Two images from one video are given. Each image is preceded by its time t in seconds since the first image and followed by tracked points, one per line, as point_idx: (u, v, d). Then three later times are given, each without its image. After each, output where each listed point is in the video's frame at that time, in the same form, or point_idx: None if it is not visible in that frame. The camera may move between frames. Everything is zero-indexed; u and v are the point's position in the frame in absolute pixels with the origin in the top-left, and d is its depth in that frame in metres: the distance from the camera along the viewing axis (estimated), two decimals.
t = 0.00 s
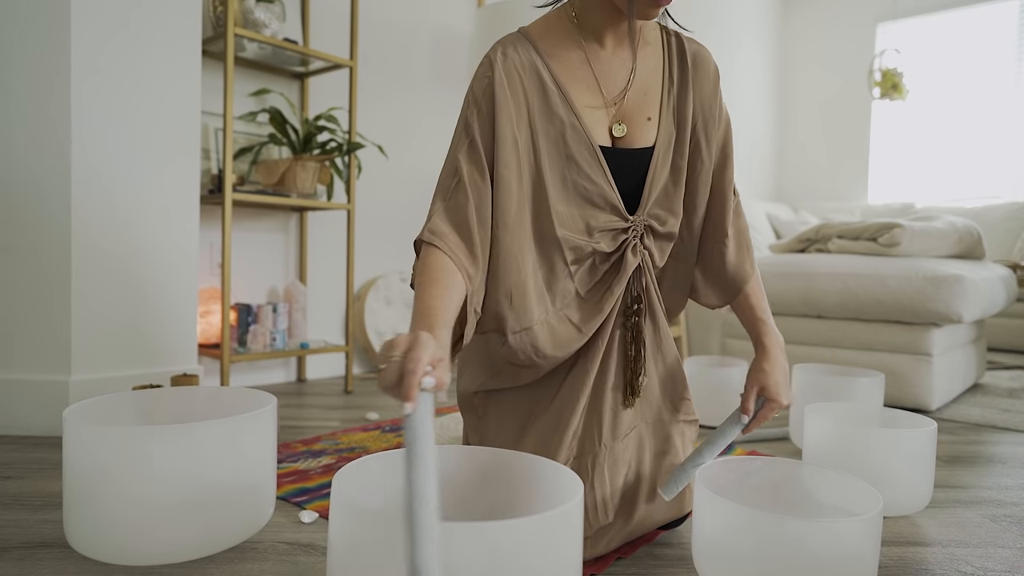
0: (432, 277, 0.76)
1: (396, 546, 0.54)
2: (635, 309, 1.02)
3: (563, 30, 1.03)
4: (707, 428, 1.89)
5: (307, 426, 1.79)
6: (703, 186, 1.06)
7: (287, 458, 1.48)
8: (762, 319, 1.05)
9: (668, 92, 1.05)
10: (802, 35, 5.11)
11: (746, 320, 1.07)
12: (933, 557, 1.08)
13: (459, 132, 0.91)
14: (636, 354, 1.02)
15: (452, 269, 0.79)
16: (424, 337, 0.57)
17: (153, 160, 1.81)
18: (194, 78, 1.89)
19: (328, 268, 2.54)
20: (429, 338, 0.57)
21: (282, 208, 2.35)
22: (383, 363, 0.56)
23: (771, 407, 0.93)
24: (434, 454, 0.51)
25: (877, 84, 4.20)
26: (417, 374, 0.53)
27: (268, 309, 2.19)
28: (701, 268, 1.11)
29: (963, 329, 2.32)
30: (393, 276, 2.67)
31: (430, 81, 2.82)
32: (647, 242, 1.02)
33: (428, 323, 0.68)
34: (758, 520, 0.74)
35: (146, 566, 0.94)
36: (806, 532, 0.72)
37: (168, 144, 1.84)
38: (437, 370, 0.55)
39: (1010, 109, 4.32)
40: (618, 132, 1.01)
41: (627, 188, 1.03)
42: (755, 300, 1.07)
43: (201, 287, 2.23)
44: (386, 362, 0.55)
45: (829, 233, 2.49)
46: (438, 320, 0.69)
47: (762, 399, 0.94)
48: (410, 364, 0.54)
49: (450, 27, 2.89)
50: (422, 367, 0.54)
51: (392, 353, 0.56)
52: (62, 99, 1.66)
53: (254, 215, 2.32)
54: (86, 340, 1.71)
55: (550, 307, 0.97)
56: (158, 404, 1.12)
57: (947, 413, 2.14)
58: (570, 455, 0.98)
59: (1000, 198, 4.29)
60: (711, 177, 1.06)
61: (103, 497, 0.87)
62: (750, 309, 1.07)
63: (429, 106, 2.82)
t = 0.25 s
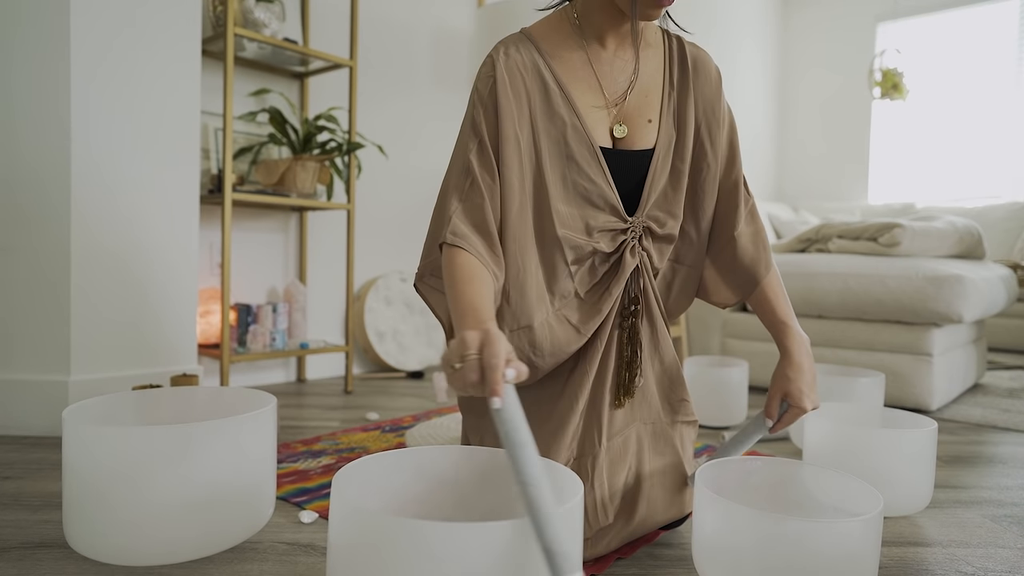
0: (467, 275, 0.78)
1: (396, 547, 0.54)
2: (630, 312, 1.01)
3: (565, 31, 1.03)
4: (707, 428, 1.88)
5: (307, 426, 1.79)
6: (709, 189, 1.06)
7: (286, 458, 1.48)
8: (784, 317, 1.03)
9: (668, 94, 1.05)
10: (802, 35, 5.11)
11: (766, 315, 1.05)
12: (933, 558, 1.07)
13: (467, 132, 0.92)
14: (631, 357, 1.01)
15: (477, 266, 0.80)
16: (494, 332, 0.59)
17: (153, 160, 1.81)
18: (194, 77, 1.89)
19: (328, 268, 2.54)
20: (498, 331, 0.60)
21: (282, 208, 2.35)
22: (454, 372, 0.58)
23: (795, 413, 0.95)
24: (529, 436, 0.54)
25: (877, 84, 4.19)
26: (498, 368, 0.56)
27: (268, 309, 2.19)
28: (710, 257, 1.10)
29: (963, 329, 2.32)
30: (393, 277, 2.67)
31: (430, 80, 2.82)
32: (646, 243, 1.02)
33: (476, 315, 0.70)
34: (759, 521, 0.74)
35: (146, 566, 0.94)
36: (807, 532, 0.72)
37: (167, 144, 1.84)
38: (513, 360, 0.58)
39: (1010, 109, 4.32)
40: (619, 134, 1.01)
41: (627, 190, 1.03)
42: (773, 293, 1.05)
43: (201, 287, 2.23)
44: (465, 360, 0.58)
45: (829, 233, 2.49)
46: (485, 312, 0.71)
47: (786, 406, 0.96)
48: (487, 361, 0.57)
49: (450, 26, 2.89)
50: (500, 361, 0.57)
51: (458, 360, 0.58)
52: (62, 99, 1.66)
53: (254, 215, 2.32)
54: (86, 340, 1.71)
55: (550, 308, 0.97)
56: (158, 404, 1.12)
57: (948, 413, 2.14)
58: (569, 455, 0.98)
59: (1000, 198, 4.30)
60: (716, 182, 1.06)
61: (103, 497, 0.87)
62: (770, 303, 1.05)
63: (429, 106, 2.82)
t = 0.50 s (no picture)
0: (480, 279, 0.82)
1: (396, 547, 0.54)
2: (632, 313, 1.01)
3: (571, 31, 1.03)
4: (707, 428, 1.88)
5: (307, 426, 1.79)
6: (716, 192, 1.05)
7: (287, 458, 1.48)
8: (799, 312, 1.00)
9: (673, 96, 1.05)
10: (802, 36, 5.11)
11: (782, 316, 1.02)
12: (933, 557, 1.07)
13: (472, 131, 0.94)
14: (632, 358, 1.01)
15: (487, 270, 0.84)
16: (532, 333, 0.66)
17: (152, 160, 1.81)
18: (194, 77, 1.89)
19: (328, 268, 2.54)
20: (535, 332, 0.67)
21: (281, 208, 2.35)
22: (497, 372, 0.65)
23: (824, 416, 0.93)
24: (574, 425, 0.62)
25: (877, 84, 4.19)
26: (541, 368, 0.63)
27: (268, 309, 2.19)
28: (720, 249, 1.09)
29: (963, 329, 2.32)
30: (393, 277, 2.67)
31: (430, 80, 2.82)
32: (647, 245, 1.02)
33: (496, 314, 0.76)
34: (759, 521, 0.74)
35: (146, 566, 0.94)
36: (809, 532, 0.72)
37: (167, 144, 1.84)
38: (550, 357, 0.65)
39: (1010, 109, 4.32)
40: (622, 135, 1.01)
41: (629, 190, 1.02)
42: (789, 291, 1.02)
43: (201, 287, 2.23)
44: (507, 361, 0.64)
45: (829, 233, 2.49)
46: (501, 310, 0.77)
47: (814, 410, 0.94)
48: (527, 360, 0.64)
49: (450, 26, 2.89)
50: (540, 360, 0.64)
51: (500, 361, 0.65)
52: (61, 100, 1.66)
53: (254, 215, 2.32)
54: (85, 340, 1.71)
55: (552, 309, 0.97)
56: (157, 404, 1.12)
57: (948, 413, 2.14)
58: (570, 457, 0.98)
59: (1000, 198, 4.30)
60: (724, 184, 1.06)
61: (102, 499, 0.87)
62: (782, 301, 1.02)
63: (429, 106, 2.82)
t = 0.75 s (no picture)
0: (478, 275, 0.87)
1: (396, 547, 0.54)
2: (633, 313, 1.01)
3: (578, 29, 1.04)
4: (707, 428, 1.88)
5: (307, 426, 1.79)
6: (721, 194, 1.05)
7: (286, 458, 1.48)
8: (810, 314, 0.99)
9: (679, 96, 1.04)
10: (802, 36, 5.11)
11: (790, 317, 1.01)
12: (933, 558, 1.07)
13: (473, 128, 0.97)
14: (636, 357, 1.01)
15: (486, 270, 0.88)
16: (539, 336, 0.73)
17: (152, 160, 1.81)
18: (194, 77, 1.89)
19: (328, 269, 2.54)
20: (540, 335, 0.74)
21: (281, 208, 2.35)
22: (507, 372, 0.72)
23: (851, 423, 0.90)
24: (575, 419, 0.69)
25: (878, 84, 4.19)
26: (547, 368, 0.70)
27: (268, 309, 2.19)
28: (726, 247, 1.08)
29: (964, 329, 2.32)
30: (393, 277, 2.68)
31: (430, 80, 2.82)
32: (648, 245, 1.02)
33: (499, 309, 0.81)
34: (758, 521, 0.74)
35: (146, 566, 0.94)
36: (808, 531, 0.72)
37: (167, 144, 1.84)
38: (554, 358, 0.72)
39: (1011, 109, 4.32)
40: (626, 134, 1.01)
41: (632, 190, 1.02)
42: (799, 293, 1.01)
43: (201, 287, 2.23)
44: (516, 361, 0.71)
45: (829, 233, 2.49)
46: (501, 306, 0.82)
47: (842, 419, 0.91)
48: (535, 361, 0.71)
49: (450, 26, 2.89)
50: (546, 361, 0.71)
51: (509, 362, 0.72)
52: (61, 100, 1.66)
53: (254, 215, 2.32)
54: (85, 340, 1.71)
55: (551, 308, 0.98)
56: (157, 404, 1.12)
57: (948, 413, 2.14)
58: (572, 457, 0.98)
59: (1000, 198, 4.30)
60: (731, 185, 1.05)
61: (101, 500, 0.87)
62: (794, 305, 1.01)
63: (429, 106, 2.82)
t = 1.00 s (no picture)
0: (469, 270, 0.89)
1: (396, 547, 0.54)
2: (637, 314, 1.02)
3: (589, 28, 1.03)
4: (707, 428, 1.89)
5: (307, 426, 1.79)
6: (727, 198, 1.05)
7: (286, 458, 1.48)
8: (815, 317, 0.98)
9: (688, 99, 1.04)
10: (802, 36, 5.11)
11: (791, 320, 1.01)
12: (933, 558, 1.07)
13: (480, 124, 0.98)
14: (635, 360, 1.01)
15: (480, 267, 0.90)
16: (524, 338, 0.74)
17: (152, 160, 1.81)
18: (194, 77, 1.89)
19: (328, 269, 2.54)
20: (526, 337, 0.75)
21: (281, 208, 2.35)
22: (492, 372, 0.74)
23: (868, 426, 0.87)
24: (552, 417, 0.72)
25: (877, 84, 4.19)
26: (529, 371, 0.72)
27: (268, 309, 2.19)
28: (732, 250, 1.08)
29: (963, 329, 2.32)
30: (393, 277, 2.68)
31: (430, 81, 2.82)
32: (651, 246, 1.02)
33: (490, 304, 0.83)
34: (757, 521, 0.74)
35: (146, 567, 0.94)
36: (808, 532, 0.72)
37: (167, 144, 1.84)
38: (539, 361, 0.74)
39: (1011, 109, 4.32)
40: (633, 136, 1.01)
41: (638, 191, 1.02)
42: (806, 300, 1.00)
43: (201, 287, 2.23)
44: (501, 361, 0.73)
45: (829, 233, 2.49)
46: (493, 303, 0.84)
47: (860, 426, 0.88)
48: (519, 364, 0.72)
49: (450, 26, 2.89)
50: (530, 363, 0.72)
51: (495, 362, 0.74)
52: (61, 100, 1.66)
53: (254, 215, 2.32)
54: (85, 340, 1.71)
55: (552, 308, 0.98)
56: (157, 404, 1.12)
57: (947, 413, 2.14)
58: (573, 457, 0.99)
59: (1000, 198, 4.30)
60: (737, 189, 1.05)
61: (102, 500, 0.87)
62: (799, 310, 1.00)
63: (429, 106, 2.82)
